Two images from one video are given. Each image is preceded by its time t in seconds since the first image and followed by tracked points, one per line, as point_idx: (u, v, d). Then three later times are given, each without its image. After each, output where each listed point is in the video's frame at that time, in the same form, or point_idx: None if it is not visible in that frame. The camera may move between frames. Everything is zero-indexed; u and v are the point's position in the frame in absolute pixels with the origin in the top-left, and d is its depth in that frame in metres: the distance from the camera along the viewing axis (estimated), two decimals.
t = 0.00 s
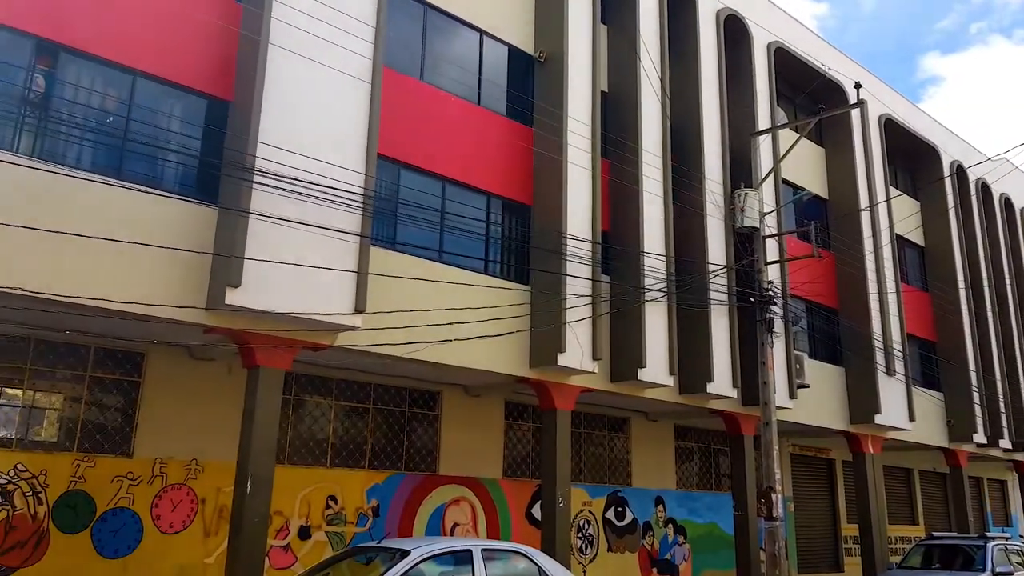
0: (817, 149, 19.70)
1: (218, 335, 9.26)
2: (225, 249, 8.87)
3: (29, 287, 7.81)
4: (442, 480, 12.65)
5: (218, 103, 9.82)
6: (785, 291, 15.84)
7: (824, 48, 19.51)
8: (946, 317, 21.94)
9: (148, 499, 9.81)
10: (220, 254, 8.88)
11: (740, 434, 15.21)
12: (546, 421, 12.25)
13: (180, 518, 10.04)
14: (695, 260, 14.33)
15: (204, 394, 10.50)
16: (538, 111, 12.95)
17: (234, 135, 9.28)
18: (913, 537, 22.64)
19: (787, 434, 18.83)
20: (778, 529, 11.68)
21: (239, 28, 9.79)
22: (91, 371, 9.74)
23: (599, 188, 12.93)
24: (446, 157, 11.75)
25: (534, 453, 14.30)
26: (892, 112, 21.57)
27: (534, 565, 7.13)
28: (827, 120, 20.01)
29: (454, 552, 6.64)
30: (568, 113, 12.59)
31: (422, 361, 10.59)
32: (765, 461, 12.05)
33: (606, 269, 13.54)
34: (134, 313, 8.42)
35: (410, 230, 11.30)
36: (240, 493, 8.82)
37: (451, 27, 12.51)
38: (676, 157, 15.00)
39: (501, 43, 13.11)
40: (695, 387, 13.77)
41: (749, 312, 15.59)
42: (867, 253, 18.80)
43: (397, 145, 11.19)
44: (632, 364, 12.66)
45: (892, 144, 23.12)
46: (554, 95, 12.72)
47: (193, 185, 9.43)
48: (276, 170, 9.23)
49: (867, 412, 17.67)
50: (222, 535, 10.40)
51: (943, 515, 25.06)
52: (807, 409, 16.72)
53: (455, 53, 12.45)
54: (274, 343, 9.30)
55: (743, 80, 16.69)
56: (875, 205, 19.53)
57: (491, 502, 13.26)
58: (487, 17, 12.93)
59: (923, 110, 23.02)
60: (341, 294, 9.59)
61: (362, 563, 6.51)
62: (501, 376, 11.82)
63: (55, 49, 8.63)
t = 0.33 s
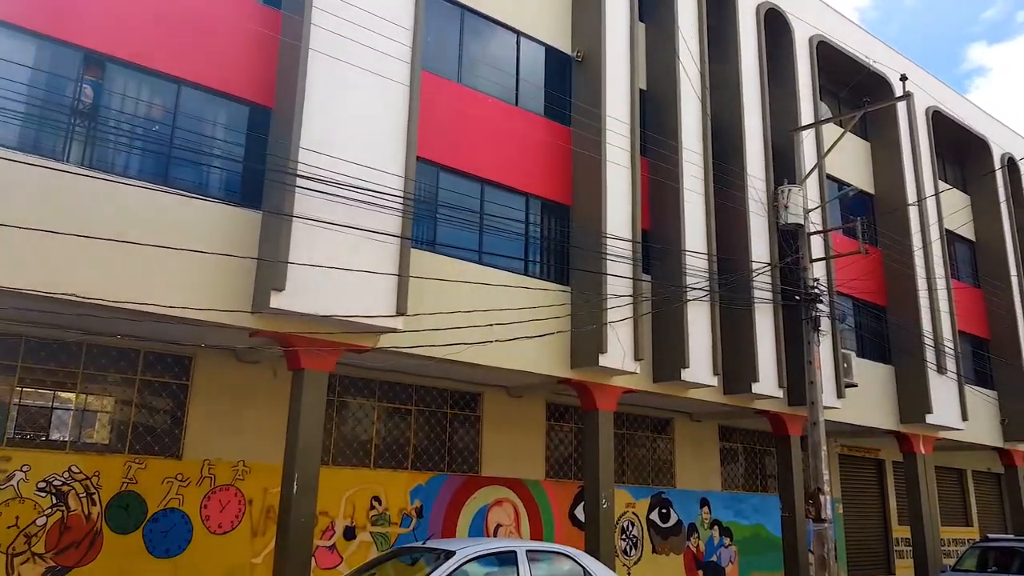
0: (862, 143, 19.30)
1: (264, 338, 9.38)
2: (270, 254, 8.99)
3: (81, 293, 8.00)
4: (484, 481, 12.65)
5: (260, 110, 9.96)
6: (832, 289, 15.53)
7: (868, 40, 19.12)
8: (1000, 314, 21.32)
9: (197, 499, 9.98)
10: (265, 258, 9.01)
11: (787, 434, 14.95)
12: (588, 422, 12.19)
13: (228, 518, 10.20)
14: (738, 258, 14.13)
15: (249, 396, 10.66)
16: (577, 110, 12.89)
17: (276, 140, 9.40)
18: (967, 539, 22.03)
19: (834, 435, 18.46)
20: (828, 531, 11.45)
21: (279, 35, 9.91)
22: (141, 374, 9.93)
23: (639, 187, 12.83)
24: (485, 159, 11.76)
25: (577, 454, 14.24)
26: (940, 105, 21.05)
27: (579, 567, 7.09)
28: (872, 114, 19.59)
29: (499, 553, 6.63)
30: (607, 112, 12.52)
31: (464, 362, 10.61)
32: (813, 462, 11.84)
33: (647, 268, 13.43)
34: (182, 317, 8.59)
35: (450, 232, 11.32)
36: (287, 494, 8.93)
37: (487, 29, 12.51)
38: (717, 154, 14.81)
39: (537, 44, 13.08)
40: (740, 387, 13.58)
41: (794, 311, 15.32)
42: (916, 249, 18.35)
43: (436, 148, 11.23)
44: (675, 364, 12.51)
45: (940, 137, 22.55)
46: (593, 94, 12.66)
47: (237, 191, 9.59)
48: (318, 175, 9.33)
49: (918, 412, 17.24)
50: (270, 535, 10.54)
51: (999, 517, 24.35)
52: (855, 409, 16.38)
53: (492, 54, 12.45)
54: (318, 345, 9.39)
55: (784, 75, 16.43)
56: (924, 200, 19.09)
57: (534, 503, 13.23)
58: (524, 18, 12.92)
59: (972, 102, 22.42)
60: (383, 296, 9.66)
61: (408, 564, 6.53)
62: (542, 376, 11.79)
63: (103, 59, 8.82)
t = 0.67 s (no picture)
0: (914, 137, 18.80)
1: (309, 342, 9.56)
2: (312, 258, 9.18)
3: (131, 299, 8.29)
4: (532, 484, 12.69)
5: (303, 118, 10.16)
6: (883, 286, 15.28)
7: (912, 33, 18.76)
8: None
9: (245, 501, 10.20)
10: (308, 262, 9.19)
11: (832, 434, 14.72)
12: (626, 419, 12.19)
13: (275, 520, 10.40)
14: (781, 256, 13.97)
15: (293, 399, 10.85)
16: (615, 110, 12.87)
17: (320, 148, 9.58)
18: None
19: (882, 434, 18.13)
20: (877, 535, 11.69)
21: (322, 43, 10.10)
22: (191, 376, 10.19)
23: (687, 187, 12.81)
24: (525, 160, 11.81)
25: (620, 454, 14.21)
26: (989, 97, 20.56)
27: (620, 565, 7.09)
28: (919, 107, 19.20)
29: (540, 551, 6.66)
30: (644, 111, 12.51)
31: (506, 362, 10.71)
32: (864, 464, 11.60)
33: (688, 267, 13.38)
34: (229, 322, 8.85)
35: (489, 234, 11.41)
36: (333, 496, 9.08)
37: (530, 27, 12.50)
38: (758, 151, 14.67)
39: (575, 44, 13.01)
40: (783, 387, 13.53)
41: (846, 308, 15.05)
42: (966, 244, 17.90)
43: (476, 151, 11.32)
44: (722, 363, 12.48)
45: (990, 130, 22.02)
46: (630, 94, 12.64)
47: (281, 198, 9.80)
48: (359, 181, 9.50)
49: (970, 411, 16.84)
50: (316, 535, 10.73)
51: None
52: (903, 406, 16.18)
53: (528, 56, 12.43)
54: (361, 348, 9.55)
55: (826, 71, 16.21)
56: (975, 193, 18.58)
57: (578, 505, 13.22)
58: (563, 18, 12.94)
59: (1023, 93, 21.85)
60: (423, 298, 9.78)
61: (449, 560, 6.60)
62: (582, 376, 11.80)
63: (151, 70, 9.08)
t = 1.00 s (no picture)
0: (959, 130, 18.49)
1: (351, 344, 9.58)
2: (355, 262, 9.21)
3: (179, 302, 8.36)
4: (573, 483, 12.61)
5: (343, 122, 10.19)
6: (930, 283, 14.92)
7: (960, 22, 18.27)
8: None
9: (292, 500, 10.27)
10: (351, 265, 9.23)
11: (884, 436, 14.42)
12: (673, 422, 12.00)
13: (321, 520, 10.45)
14: (828, 253, 13.65)
15: (337, 401, 10.91)
16: (655, 106, 12.70)
17: (359, 151, 9.59)
18: None
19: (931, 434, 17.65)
20: (930, 537, 10.93)
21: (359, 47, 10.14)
22: (236, 379, 10.29)
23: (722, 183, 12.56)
24: (563, 160, 11.71)
25: (660, 455, 14.08)
26: None
27: (670, 571, 6.94)
28: (968, 98, 18.67)
29: (588, 556, 6.55)
30: (686, 107, 12.32)
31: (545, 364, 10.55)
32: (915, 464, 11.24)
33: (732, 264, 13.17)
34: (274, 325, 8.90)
35: (529, 235, 11.30)
36: (378, 497, 9.10)
37: (561, 28, 12.45)
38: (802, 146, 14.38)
39: (612, 42, 12.98)
40: (834, 386, 13.11)
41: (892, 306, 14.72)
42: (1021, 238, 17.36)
43: (514, 152, 11.24)
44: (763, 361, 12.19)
45: None
46: (670, 92, 12.48)
47: (321, 202, 9.85)
48: (398, 184, 9.48)
49: None
50: (361, 537, 10.74)
51: None
52: (959, 408, 15.63)
53: (565, 54, 12.38)
54: (404, 351, 9.53)
55: (872, 63, 15.82)
56: None
57: (621, 506, 13.04)
58: (598, 17, 12.88)
59: None
60: (464, 300, 9.74)
61: (497, 565, 6.50)
62: (625, 377, 11.66)
63: (193, 79, 9.19)
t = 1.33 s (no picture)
0: (1010, 120, 18.03)
1: (393, 345, 9.59)
2: (397, 265, 9.20)
3: (227, 308, 8.50)
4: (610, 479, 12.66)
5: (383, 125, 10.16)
6: (984, 280, 14.67)
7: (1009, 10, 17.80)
8: None
9: (336, 500, 10.34)
10: (392, 269, 9.22)
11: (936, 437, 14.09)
12: (722, 425, 11.88)
13: (365, 520, 10.49)
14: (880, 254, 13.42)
15: (379, 401, 10.93)
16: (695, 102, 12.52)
17: (398, 153, 9.57)
18: None
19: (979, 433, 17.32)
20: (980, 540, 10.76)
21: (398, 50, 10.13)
22: (280, 383, 10.28)
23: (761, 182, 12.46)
24: (601, 158, 11.60)
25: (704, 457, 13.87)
26: None
27: None
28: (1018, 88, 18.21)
29: (639, 562, 6.50)
30: (727, 104, 12.16)
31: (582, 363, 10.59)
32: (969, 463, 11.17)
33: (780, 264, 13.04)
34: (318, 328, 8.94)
35: (574, 235, 11.26)
36: (419, 493, 9.15)
37: (594, 29, 12.23)
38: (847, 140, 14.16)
39: (651, 38, 12.73)
40: (885, 387, 13.01)
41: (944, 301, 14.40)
42: None
43: (552, 153, 11.20)
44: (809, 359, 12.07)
45: None
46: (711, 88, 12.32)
47: (361, 206, 9.86)
48: (436, 185, 9.48)
49: None
50: (406, 540, 10.71)
51: None
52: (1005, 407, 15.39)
53: (603, 53, 12.22)
54: (445, 352, 9.52)
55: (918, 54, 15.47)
56: None
57: (661, 504, 13.02)
58: (638, 14, 12.68)
59: None
60: (503, 300, 9.69)
61: (546, 570, 6.46)
62: (665, 378, 11.56)
63: (235, 85, 9.24)
